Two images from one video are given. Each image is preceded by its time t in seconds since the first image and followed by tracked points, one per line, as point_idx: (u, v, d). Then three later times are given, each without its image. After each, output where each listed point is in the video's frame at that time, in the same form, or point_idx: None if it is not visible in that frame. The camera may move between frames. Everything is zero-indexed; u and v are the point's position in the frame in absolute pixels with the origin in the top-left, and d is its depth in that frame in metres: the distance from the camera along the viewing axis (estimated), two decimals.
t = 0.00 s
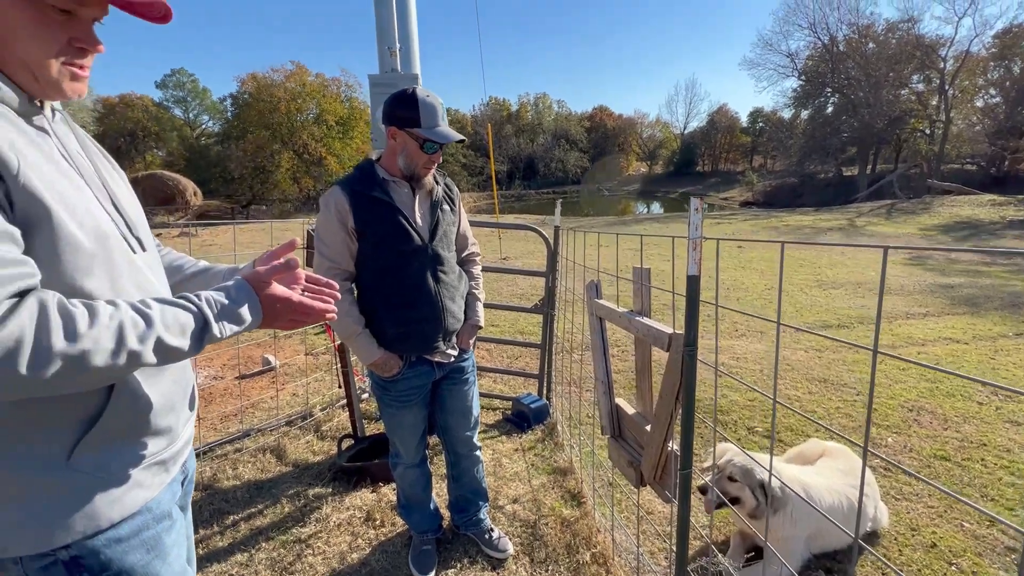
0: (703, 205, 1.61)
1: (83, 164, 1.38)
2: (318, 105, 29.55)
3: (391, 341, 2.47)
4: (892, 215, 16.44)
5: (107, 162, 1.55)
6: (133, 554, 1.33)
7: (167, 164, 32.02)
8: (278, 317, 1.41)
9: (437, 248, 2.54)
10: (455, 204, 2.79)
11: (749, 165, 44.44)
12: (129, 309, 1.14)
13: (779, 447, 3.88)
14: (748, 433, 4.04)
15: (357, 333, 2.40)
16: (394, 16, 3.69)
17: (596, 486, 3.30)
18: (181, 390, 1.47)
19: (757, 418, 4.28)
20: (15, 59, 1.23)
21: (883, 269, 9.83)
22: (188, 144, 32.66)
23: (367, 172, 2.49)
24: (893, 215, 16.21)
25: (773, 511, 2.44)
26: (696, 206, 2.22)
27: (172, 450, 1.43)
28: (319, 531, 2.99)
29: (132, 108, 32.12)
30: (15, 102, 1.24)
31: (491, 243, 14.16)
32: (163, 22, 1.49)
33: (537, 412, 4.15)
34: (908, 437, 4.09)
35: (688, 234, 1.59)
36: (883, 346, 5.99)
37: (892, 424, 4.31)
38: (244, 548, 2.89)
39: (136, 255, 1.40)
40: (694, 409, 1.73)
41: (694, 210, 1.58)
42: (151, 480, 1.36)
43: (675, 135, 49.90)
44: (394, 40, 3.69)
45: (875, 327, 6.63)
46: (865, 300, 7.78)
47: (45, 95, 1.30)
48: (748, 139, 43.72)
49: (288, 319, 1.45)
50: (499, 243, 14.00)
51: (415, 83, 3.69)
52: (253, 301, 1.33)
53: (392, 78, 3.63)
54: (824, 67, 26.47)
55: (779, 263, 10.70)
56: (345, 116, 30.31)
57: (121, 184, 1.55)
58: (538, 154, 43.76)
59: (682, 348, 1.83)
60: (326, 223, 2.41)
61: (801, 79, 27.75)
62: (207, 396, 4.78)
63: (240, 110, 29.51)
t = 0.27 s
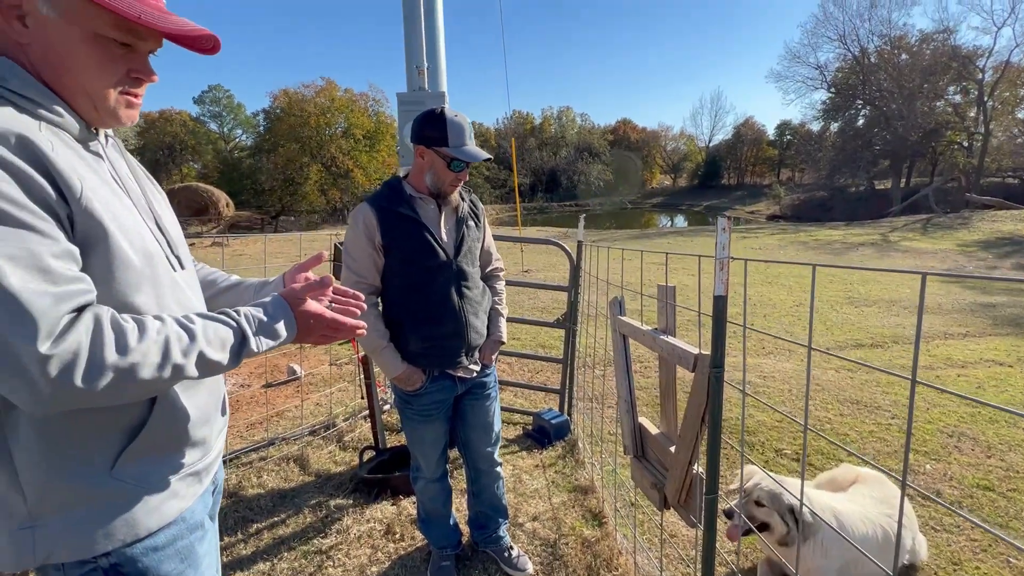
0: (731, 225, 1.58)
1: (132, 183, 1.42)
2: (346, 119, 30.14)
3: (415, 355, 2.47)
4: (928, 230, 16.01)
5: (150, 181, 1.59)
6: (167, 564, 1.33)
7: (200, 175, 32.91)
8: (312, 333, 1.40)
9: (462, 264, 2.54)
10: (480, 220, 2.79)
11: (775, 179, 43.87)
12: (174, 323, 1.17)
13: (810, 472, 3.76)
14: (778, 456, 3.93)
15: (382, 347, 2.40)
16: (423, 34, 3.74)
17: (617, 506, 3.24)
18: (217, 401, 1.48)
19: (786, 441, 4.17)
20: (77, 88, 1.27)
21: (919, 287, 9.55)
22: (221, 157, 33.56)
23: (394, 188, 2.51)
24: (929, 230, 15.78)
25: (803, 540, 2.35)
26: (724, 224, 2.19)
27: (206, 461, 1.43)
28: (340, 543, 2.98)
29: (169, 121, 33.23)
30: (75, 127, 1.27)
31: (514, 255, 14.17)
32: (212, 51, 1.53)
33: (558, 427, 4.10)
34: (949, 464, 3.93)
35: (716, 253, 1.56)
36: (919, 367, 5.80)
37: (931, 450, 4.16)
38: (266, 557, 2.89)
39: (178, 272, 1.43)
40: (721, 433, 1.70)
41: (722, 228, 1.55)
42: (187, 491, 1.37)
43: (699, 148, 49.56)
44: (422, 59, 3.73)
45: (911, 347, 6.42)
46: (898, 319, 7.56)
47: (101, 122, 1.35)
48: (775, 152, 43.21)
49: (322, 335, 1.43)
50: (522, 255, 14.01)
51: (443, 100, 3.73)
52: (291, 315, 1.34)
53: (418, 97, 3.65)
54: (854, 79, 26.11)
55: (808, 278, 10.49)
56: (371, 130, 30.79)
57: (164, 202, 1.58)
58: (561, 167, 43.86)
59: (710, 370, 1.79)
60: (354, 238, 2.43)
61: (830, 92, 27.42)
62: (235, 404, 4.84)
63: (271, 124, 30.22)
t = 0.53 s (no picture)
0: (750, 236, 1.56)
1: (156, 196, 1.46)
2: (367, 131, 30.72)
3: (430, 365, 2.48)
4: (957, 242, 15.59)
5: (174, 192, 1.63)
6: (183, 570, 1.35)
7: (226, 186, 33.77)
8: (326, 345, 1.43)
9: (479, 274, 2.55)
10: (497, 231, 2.80)
11: (798, 190, 43.25)
12: (192, 334, 1.20)
13: (833, 492, 3.65)
14: (800, 474, 3.83)
15: (398, 357, 2.42)
16: (443, 49, 3.80)
17: (633, 522, 3.19)
18: (234, 410, 1.50)
19: (808, 459, 4.06)
20: (109, 104, 1.32)
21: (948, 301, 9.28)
22: (247, 168, 34.37)
23: (412, 199, 2.53)
24: (959, 243, 15.36)
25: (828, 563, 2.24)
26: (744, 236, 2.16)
27: (222, 469, 1.45)
28: (354, 552, 2.98)
29: (199, 134, 34.28)
30: (104, 141, 1.31)
31: (531, 266, 14.19)
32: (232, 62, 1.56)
33: (574, 440, 4.06)
34: (982, 487, 3.79)
35: (735, 265, 1.54)
36: (948, 384, 5.62)
37: (963, 471, 4.02)
38: (282, 564, 2.91)
39: (199, 282, 1.46)
40: (739, 451, 1.67)
41: (741, 241, 1.53)
42: (203, 498, 1.39)
43: (721, 159, 49.17)
44: (441, 73, 3.78)
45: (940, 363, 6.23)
46: (926, 334, 7.35)
47: (130, 134, 1.40)
48: (797, 163, 42.68)
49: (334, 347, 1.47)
50: (539, 266, 14.02)
51: (461, 113, 3.77)
52: (306, 327, 1.38)
53: (437, 109, 3.70)
54: (879, 89, 25.69)
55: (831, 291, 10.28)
56: (392, 141, 31.35)
57: (186, 214, 1.62)
58: (580, 178, 43.90)
59: (728, 385, 1.76)
60: (372, 249, 2.45)
61: (853, 102, 27.03)
62: (253, 411, 4.91)
63: (295, 136, 30.89)
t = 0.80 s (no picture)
0: (766, 246, 1.54)
1: (169, 205, 1.51)
2: (383, 141, 31.11)
3: (441, 373, 2.48)
4: (982, 252, 15.23)
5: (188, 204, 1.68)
6: None
7: (246, 195, 34.38)
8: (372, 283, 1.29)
9: (491, 283, 2.55)
10: (509, 240, 2.81)
11: (816, 198, 42.69)
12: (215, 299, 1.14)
13: (853, 508, 3.56)
14: (819, 489, 3.75)
15: (410, 365, 2.43)
16: (457, 61, 3.84)
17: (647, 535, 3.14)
18: (240, 418, 1.53)
19: (827, 474, 3.97)
20: (120, 107, 1.35)
21: (972, 312, 9.06)
22: (266, 178, 34.98)
23: (425, 209, 2.55)
24: (983, 252, 15.00)
25: None
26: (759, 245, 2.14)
27: (230, 476, 1.46)
28: (365, 561, 2.98)
29: (219, 145, 35.02)
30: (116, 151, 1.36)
31: (545, 274, 14.17)
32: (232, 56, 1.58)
33: (586, 451, 4.03)
34: (1010, 505, 3.67)
35: (750, 275, 1.52)
36: (974, 398, 5.47)
37: (989, 489, 3.90)
38: (293, 572, 2.92)
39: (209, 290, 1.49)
40: (755, 464, 1.64)
41: (756, 251, 1.51)
42: (211, 505, 1.40)
43: (737, 168, 48.81)
44: (455, 84, 3.82)
45: (965, 377, 6.07)
46: (950, 346, 7.18)
47: (143, 137, 1.44)
48: (815, 171, 42.17)
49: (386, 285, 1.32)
50: (552, 275, 14.01)
51: (475, 123, 3.80)
52: (338, 265, 1.26)
53: (451, 120, 3.73)
54: (898, 96, 25.31)
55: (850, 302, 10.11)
56: (407, 151, 31.70)
57: (200, 224, 1.66)
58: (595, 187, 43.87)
59: (743, 397, 1.74)
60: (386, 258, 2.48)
61: (872, 109, 26.67)
62: (268, 417, 4.96)
63: (313, 146, 31.37)
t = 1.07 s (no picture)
0: (777, 253, 1.52)
1: (183, 209, 1.53)
2: (394, 149, 31.36)
3: (452, 379, 2.49)
4: (1002, 258, 14.92)
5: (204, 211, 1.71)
6: None
7: (260, 203, 34.84)
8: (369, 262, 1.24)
9: (501, 290, 2.56)
10: (519, 247, 2.81)
11: (831, 204, 42.22)
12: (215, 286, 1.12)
13: (870, 520, 3.49)
14: (835, 500, 3.69)
15: (420, 372, 2.45)
16: (468, 69, 3.86)
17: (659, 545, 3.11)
18: (251, 423, 1.53)
19: (843, 485, 3.90)
20: (103, 109, 1.38)
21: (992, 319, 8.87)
22: (280, 186, 35.41)
23: (436, 216, 2.56)
24: (1004, 259, 14.69)
25: None
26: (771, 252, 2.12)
27: (242, 480, 1.47)
28: (375, 567, 2.98)
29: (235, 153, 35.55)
30: (123, 155, 1.41)
31: (555, 281, 14.15)
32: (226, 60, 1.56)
33: (597, 459, 4.00)
34: None
35: (762, 283, 1.51)
36: (995, 408, 5.35)
37: (1012, 502, 3.80)
38: None
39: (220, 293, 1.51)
40: (769, 474, 1.62)
41: (768, 258, 1.50)
42: (223, 509, 1.41)
43: (750, 173, 48.47)
44: (466, 92, 3.84)
45: (986, 386, 5.94)
46: (970, 354, 7.03)
47: (136, 142, 1.44)
48: (829, 176, 41.72)
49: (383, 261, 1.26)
50: (563, 281, 13.98)
51: (486, 131, 3.82)
52: (334, 241, 1.20)
53: (462, 128, 3.75)
54: (913, 100, 24.93)
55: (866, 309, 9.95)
56: (418, 158, 31.94)
57: (216, 231, 1.70)
58: (606, 193, 43.80)
59: (755, 407, 1.72)
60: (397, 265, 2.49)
61: (887, 113, 26.34)
62: (280, 423, 5.00)
63: (326, 154, 31.72)
